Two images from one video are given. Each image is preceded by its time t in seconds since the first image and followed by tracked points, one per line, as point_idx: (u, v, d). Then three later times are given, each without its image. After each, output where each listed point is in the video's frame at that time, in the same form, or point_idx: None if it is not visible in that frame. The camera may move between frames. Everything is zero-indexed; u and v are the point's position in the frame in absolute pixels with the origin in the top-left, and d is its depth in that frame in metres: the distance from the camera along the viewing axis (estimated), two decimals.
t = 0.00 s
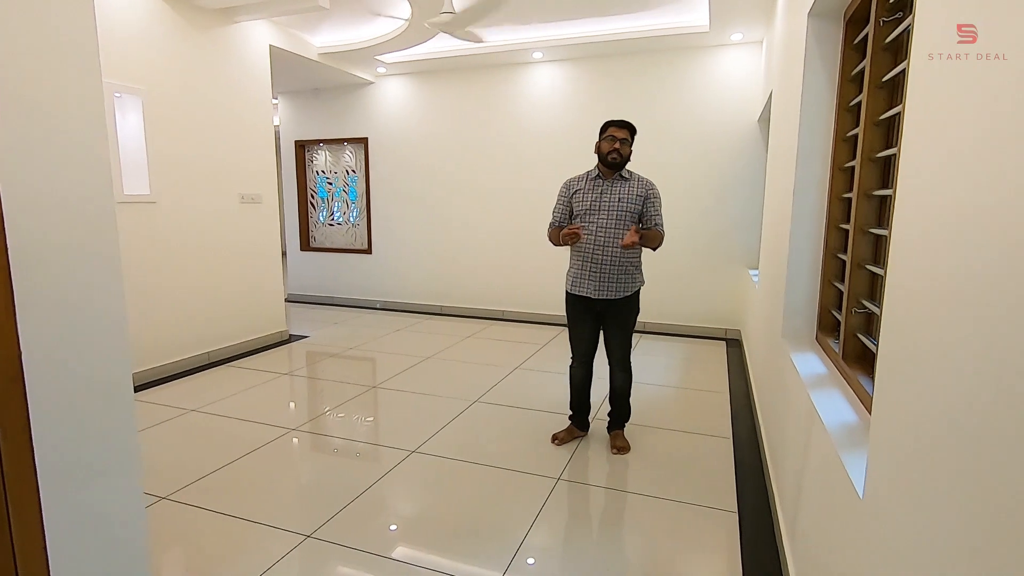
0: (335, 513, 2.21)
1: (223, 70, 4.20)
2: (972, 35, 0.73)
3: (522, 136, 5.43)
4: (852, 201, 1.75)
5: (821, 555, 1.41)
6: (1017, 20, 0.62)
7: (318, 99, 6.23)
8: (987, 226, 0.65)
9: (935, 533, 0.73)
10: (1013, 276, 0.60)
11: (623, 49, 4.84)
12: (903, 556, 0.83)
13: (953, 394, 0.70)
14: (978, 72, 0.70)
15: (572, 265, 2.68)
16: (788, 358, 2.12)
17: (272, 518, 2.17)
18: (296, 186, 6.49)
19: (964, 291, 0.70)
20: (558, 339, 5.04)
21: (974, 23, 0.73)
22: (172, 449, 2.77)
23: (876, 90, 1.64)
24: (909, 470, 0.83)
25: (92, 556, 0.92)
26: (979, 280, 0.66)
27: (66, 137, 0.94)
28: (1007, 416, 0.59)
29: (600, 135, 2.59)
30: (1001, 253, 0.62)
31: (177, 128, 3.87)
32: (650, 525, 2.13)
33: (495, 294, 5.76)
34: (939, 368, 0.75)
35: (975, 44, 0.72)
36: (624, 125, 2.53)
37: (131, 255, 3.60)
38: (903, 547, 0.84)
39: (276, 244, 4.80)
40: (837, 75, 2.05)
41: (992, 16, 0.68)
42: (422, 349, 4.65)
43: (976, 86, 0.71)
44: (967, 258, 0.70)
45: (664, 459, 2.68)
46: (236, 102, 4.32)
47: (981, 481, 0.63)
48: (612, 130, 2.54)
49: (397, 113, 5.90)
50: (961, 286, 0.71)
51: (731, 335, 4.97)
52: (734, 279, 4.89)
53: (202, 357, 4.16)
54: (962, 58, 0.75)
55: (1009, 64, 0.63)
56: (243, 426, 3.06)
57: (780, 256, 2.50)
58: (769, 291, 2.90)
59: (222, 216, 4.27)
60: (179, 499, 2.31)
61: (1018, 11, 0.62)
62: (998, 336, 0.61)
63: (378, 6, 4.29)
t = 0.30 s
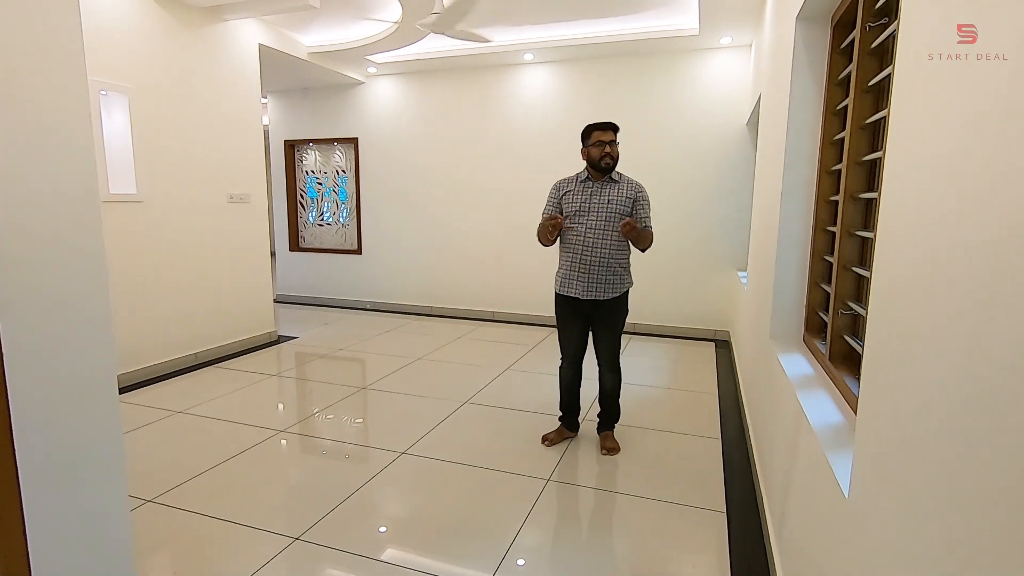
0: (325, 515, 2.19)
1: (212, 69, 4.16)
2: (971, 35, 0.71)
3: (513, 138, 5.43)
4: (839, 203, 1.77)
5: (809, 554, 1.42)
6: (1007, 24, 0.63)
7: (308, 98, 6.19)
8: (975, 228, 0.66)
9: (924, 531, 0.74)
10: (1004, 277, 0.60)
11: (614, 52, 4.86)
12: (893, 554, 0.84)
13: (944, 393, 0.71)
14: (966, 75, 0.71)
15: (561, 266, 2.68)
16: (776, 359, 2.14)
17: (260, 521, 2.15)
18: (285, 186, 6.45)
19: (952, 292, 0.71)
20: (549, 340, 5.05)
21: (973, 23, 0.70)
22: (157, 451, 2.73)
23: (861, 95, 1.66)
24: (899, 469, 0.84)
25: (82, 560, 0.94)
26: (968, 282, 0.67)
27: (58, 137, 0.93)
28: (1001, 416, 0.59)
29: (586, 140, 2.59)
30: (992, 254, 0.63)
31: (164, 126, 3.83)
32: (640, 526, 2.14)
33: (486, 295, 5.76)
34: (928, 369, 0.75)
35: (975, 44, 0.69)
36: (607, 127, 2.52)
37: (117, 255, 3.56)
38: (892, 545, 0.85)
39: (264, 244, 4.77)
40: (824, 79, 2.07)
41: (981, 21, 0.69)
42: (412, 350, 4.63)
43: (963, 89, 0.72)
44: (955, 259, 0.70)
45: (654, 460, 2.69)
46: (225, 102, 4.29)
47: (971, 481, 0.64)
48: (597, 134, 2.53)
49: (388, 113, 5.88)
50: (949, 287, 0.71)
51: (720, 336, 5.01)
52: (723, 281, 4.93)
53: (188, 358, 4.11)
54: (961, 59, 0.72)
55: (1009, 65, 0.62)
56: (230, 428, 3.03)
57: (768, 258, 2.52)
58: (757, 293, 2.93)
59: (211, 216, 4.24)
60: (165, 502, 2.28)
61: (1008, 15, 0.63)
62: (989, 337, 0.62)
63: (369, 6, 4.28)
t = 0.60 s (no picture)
0: (316, 517, 2.18)
1: (202, 68, 4.13)
2: (972, 35, 0.69)
3: (505, 139, 5.43)
4: (829, 205, 1.79)
5: (799, 554, 1.43)
6: (995, 27, 0.64)
7: (299, 98, 6.16)
8: (963, 229, 0.67)
9: (915, 529, 0.75)
10: (993, 276, 0.61)
11: (607, 53, 4.88)
12: (883, 552, 0.85)
13: (932, 391, 0.72)
14: (957, 76, 0.71)
15: (554, 268, 2.68)
16: (767, 360, 2.15)
17: (250, 523, 2.14)
18: (276, 186, 6.42)
19: (941, 291, 0.72)
20: (540, 341, 5.05)
21: (974, 23, 0.69)
22: (146, 453, 2.71)
23: (850, 98, 1.68)
24: (888, 468, 0.85)
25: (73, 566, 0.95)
26: (955, 282, 0.68)
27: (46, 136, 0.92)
28: (991, 414, 0.60)
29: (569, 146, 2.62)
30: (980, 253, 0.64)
31: (153, 125, 3.80)
32: (631, 526, 2.15)
33: (478, 296, 5.75)
34: (918, 368, 0.76)
35: (975, 44, 0.68)
36: (583, 129, 2.54)
37: (105, 255, 3.52)
38: (882, 543, 0.86)
39: (255, 244, 4.74)
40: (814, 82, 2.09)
41: (966, 22, 0.70)
42: (404, 351, 4.62)
43: (955, 92, 0.72)
44: (943, 259, 0.71)
45: (646, 460, 2.70)
46: (215, 101, 4.26)
47: (960, 477, 0.65)
48: (575, 139, 2.56)
49: (380, 114, 5.87)
50: (938, 287, 0.72)
51: (711, 337, 5.03)
52: (713, 282, 4.96)
53: (178, 360, 4.08)
54: (961, 59, 0.70)
55: (1008, 64, 0.61)
56: (220, 430, 3.00)
57: (759, 260, 2.54)
58: (748, 294, 2.95)
59: (201, 216, 4.21)
60: (154, 505, 2.25)
61: (997, 17, 0.64)
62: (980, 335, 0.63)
63: (360, 6, 4.27)
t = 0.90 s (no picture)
0: (308, 520, 2.17)
1: (194, 68, 4.11)
2: (972, 35, 0.68)
3: (500, 141, 5.43)
4: (820, 208, 1.80)
5: (791, 555, 1.43)
6: (991, 29, 0.64)
7: (293, 99, 6.14)
8: (958, 232, 0.67)
9: (909, 531, 0.75)
10: (991, 279, 0.61)
11: (600, 56, 4.90)
12: (876, 554, 0.85)
13: (928, 394, 0.72)
14: (955, 78, 0.71)
15: (546, 270, 2.69)
16: (759, 362, 2.16)
17: (241, 527, 2.12)
18: (269, 187, 6.39)
19: (936, 293, 0.72)
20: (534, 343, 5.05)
21: (974, 22, 0.67)
22: (136, 456, 2.68)
23: (841, 102, 1.69)
24: (882, 470, 0.85)
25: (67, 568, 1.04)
26: (951, 285, 0.68)
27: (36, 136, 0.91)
28: (988, 417, 0.60)
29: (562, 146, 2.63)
30: (978, 255, 0.63)
31: (145, 125, 3.77)
32: (625, 528, 2.15)
33: (471, 298, 5.74)
34: (913, 370, 0.76)
35: (975, 44, 0.67)
36: (578, 131, 2.55)
37: (95, 256, 3.49)
38: (875, 545, 0.86)
39: (248, 246, 4.71)
40: (806, 85, 2.10)
41: (960, 25, 0.70)
42: (397, 353, 4.61)
43: (952, 93, 0.71)
44: (938, 262, 0.71)
45: (639, 462, 2.70)
46: (208, 102, 4.24)
47: (954, 480, 0.65)
48: (568, 138, 2.57)
49: (374, 115, 5.86)
50: (933, 289, 0.72)
51: (704, 339, 5.05)
52: (706, 284, 4.98)
53: (169, 362, 4.05)
54: (962, 59, 0.69)
55: (1009, 65, 0.60)
56: (211, 432, 2.98)
57: (751, 262, 2.56)
58: (741, 296, 2.96)
59: (193, 217, 4.18)
60: (144, 508, 2.23)
61: (993, 20, 0.64)
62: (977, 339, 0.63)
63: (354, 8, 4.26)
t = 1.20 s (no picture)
0: (301, 524, 2.15)
1: (188, 70, 4.10)
2: (971, 35, 0.66)
3: (494, 144, 5.44)
4: (812, 211, 1.81)
5: (784, 557, 1.44)
6: (987, 32, 0.63)
7: (287, 101, 6.13)
8: (949, 238, 0.68)
9: (902, 535, 0.76)
10: (988, 284, 0.60)
11: (595, 60, 4.92)
12: (870, 559, 0.85)
13: (922, 399, 0.72)
14: (951, 80, 0.70)
15: (538, 272, 2.68)
16: (752, 364, 2.17)
17: (233, 531, 2.10)
18: (263, 190, 6.37)
19: (931, 298, 0.71)
20: (528, 346, 5.05)
21: (974, 22, 0.66)
22: (127, 460, 2.66)
23: (833, 107, 1.70)
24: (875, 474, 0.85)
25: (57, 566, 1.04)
26: (947, 289, 0.68)
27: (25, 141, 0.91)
28: (982, 423, 0.60)
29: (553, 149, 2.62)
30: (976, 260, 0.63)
31: (138, 127, 3.76)
32: (619, 532, 2.15)
33: (466, 301, 5.74)
34: (907, 375, 0.76)
35: (975, 44, 0.65)
36: (570, 134, 2.55)
37: (86, 259, 3.46)
38: (869, 550, 0.86)
39: (241, 248, 4.69)
40: (798, 90, 2.12)
41: (955, 29, 0.70)
42: (391, 356, 4.60)
43: (948, 96, 0.70)
44: (934, 266, 0.71)
45: (633, 465, 2.71)
46: (202, 104, 4.23)
47: (947, 485, 0.65)
48: (561, 142, 2.57)
49: (369, 118, 5.85)
50: (929, 293, 0.72)
51: (697, 342, 5.07)
52: (700, 287, 4.99)
53: (161, 365, 4.02)
54: (961, 59, 0.68)
55: (1009, 67, 0.58)
56: (203, 436, 2.96)
57: (744, 265, 2.57)
58: (734, 298, 2.98)
59: (186, 219, 4.16)
60: (134, 513, 2.21)
61: (990, 22, 0.63)
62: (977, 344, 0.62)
63: (349, 10, 4.26)
